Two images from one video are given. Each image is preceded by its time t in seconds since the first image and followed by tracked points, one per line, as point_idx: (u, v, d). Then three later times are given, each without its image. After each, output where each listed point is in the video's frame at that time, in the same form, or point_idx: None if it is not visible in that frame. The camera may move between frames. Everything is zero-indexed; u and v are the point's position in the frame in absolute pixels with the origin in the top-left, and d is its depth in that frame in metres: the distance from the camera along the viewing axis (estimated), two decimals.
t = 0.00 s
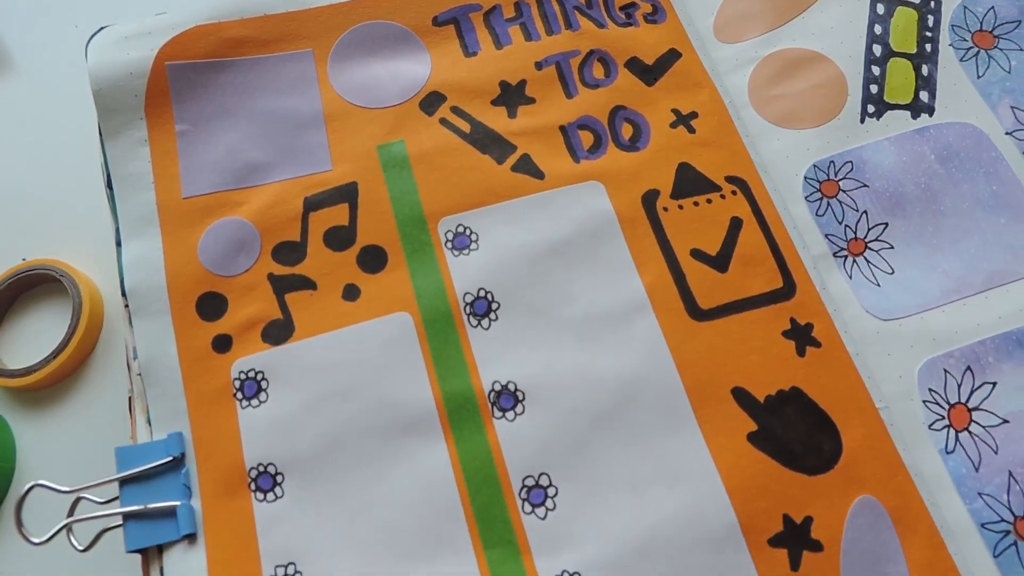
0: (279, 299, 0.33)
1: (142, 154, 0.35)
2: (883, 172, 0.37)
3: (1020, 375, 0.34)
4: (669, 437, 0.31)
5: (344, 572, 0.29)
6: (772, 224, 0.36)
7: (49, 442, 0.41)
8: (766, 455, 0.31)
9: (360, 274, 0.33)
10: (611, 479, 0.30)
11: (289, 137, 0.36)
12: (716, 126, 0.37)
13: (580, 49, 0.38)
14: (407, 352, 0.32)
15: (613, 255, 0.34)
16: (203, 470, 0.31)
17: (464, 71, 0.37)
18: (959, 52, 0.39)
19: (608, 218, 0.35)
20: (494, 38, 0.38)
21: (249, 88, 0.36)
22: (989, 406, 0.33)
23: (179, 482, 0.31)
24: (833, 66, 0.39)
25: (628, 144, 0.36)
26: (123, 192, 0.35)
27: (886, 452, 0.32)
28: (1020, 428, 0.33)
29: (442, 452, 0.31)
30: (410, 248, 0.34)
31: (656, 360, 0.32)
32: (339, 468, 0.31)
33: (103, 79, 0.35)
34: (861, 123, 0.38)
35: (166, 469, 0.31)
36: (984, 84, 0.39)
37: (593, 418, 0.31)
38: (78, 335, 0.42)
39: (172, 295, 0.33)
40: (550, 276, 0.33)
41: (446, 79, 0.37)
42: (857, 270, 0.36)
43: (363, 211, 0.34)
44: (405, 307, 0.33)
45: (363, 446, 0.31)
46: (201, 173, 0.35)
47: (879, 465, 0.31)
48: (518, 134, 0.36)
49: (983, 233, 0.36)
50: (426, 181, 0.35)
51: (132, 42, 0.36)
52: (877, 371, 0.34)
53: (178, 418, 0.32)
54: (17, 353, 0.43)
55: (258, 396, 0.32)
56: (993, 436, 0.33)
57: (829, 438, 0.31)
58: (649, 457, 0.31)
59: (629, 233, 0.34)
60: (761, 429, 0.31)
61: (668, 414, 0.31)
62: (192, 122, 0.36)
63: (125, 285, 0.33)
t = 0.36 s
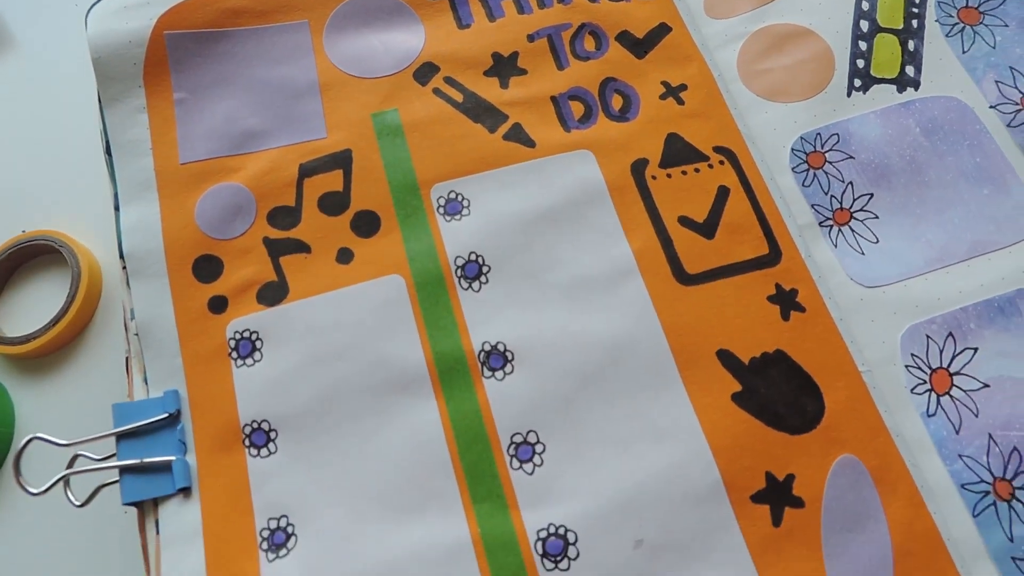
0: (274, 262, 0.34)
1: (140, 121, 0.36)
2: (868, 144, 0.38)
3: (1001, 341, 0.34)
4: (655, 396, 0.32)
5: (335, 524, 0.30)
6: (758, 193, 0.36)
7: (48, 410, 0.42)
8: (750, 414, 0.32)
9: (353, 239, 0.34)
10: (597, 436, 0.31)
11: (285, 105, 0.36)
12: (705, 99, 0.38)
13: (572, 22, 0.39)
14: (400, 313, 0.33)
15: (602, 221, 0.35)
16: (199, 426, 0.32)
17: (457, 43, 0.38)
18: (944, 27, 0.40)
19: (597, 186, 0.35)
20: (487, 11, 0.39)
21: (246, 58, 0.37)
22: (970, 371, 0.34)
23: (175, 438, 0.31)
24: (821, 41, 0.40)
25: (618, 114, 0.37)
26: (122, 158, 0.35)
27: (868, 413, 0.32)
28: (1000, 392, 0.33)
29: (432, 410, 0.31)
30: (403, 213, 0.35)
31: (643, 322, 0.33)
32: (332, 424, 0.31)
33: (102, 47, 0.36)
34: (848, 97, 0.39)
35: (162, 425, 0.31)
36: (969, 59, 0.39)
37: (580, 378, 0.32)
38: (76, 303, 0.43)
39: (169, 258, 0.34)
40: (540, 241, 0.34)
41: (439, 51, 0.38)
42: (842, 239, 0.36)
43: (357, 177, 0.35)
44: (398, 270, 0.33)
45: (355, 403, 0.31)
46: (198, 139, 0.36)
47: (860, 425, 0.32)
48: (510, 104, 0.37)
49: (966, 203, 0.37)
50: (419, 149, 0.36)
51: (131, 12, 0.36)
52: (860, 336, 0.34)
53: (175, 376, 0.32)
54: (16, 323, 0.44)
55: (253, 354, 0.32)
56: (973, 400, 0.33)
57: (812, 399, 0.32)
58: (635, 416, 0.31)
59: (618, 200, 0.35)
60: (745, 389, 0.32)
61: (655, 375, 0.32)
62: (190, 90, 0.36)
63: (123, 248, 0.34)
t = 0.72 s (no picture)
0: (271, 229, 0.35)
1: (142, 93, 0.37)
2: (853, 120, 0.39)
3: (980, 309, 0.35)
4: (641, 359, 0.32)
5: (329, 479, 0.31)
6: (744, 166, 0.37)
7: (51, 379, 0.43)
8: (733, 377, 0.32)
9: (348, 207, 0.35)
10: (584, 396, 0.32)
11: (282, 79, 0.37)
12: (693, 75, 0.39)
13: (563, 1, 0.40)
14: (393, 279, 0.34)
15: (591, 191, 0.36)
16: (197, 386, 0.32)
17: (451, 20, 0.39)
18: (928, 7, 0.41)
19: (587, 157, 0.36)
20: None
21: (245, 33, 0.38)
22: (949, 337, 0.35)
23: (174, 397, 0.32)
24: (807, 20, 0.41)
25: (608, 89, 0.38)
26: (123, 129, 0.36)
27: (848, 377, 0.33)
28: (979, 357, 0.34)
29: (424, 371, 0.32)
30: (397, 183, 0.35)
31: (630, 288, 0.34)
32: (327, 384, 0.32)
33: (105, 22, 0.37)
34: (833, 74, 0.40)
35: (161, 385, 0.32)
36: (952, 38, 0.40)
37: (568, 341, 0.33)
38: (77, 278, 0.44)
39: (169, 225, 0.35)
40: (530, 210, 0.35)
41: (433, 27, 0.39)
42: (826, 212, 0.37)
43: (352, 148, 0.36)
44: (391, 237, 0.34)
45: (349, 364, 0.32)
46: (198, 111, 0.36)
47: (841, 388, 0.33)
48: (502, 79, 0.38)
49: (947, 176, 0.38)
50: (413, 121, 0.37)
51: None
52: (842, 304, 0.35)
53: (174, 339, 0.33)
54: (17, 296, 0.45)
55: (250, 317, 0.33)
56: (952, 366, 0.34)
57: (794, 363, 0.33)
58: (621, 378, 0.32)
59: (607, 171, 0.36)
60: (729, 352, 0.33)
61: (641, 338, 0.33)
62: (190, 64, 0.37)
63: (124, 215, 0.35)
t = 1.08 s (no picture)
0: (267, 200, 0.36)
1: (142, 69, 0.38)
2: (835, 97, 0.40)
3: (957, 278, 0.36)
4: (625, 324, 0.33)
5: (321, 438, 0.31)
6: (728, 141, 0.38)
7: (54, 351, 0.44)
8: (715, 341, 0.33)
9: (342, 178, 0.36)
10: (569, 359, 0.33)
11: (279, 55, 0.38)
12: (680, 54, 0.40)
13: None
14: (385, 247, 0.35)
15: (579, 163, 0.37)
16: (195, 350, 0.33)
17: None
18: None
19: (575, 132, 0.37)
20: None
21: (243, 12, 0.39)
22: (927, 306, 0.36)
23: (172, 361, 0.33)
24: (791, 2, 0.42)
25: (596, 67, 0.39)
26: (124, 103, 0.37)
27: (827, 343, 0.34)
28: (955, 325, 0.35)
29: (415, 335, 0.33)
30: (389, 155, 0.36)
31: (615, 256, 0.35)
32: (320, 348, 0.33)
33: None
34: (816, 53, 0.41)
35: (160, 348, 0.33)
36: (933, 19, 0.41)
37: (554, 307, 0.34)
38: (79, 253, 0.45)
39: (168, 196, 0.36)
40: (519, 182, 0.36)
41: (426, 6, 0.40)
42: (808, 186, 0.38)
43: (347, 121, 0.37)
44: (383, 207, 0.35)
45: (342, 328, 0.33)
46: (197, 87, 0.38)
47: (819, 353, 0.34)
48: (493, 56, 0.39)
49: (926, 151, 0.39)
50: (406, 96, 0.38)
51: None
52: (823, 273, 0.36)
53: (172, 305, 0.34)
54: (18, 271, 0.46)
55: (246, 283, 0.34)
56: (929, 333, 0.35)
57: (774, 329, 0.34)
58: (606, 342, 0.33)
59: (594, 145, 0.37)
60: (711, 318, 0.34)
61: (625, 304, 0.34)
62: (189, 41, 0.38)
63: (125, 186, 0.36)
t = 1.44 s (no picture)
0: (271, 170, 0.37)
1: (151, 45, 0.39)
2: (821, 77, 0.41)
3: (937, 249, 0.37)
4: (615, 289, 0.35)
5: (322, 395, 0.33)
6: (717, 118, 0.40)
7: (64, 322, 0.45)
8: (701, 306, 0.35)
9: (343, 150, 0.37)
10: (561, 322, 0.34)
11: (283, 33, 0.40)
12: (671, 34, 0.41)
13: None
14: (385, 215, 0.36)
15: (572, 137, 0.38)
16: (201, 312, 0.35)
17: None
18: None
19: (568, 107, 0.39)
20: None
21: None
22: (907, 276, 0.37)
23: (179, 323, 0.34)
24: None
25: (589, 46, 0.40)
26: (133, 78, 0.38)
27: (809, 309, 0.35)
28: (935, 294, 0.36)
29: (412, 299, 0.34)
30: (389, 128, 0.38)
31: (606, 225, 0.36)
32: (321, 310, 0.34)
33: None
34: (804, 35, 0.42)
35: (167, 311, 0.35)
36: (916, 2, 0.43)
37: (547, 273, 0.35)
38: (88, 227, 0.46)
39: (176, 166, 0.37)
40: (514, 154, 0.37)
41: None
42: (794, 161, 0.39)
43: (348, 96, 0.38)
44: (383, 178, 0.37)
45: (343, 292, 0.35)
46: (204, 63, 0.39)
47: (802, 319, 0.35)
48: (490, 35, 0.40)
49: (909, 129, 0.40)
50: (405, 73, 0.39)
51: None
52: (807, 244, 0.37)
53: (179, 270, 0.36)
54: (28, 245, 0.47)
55: (252, 249, 0.36)
56: (910, 301, 0.36)
57: (758, 295, 0.35)
58: (596, 306, 0.34)
59: (586, 120, 0.38)
60: (697, 285, 0.35)
61: (616, 271, 0.35)
62: (197, 19, 0.40)
63: (134, 156, 0.37)
